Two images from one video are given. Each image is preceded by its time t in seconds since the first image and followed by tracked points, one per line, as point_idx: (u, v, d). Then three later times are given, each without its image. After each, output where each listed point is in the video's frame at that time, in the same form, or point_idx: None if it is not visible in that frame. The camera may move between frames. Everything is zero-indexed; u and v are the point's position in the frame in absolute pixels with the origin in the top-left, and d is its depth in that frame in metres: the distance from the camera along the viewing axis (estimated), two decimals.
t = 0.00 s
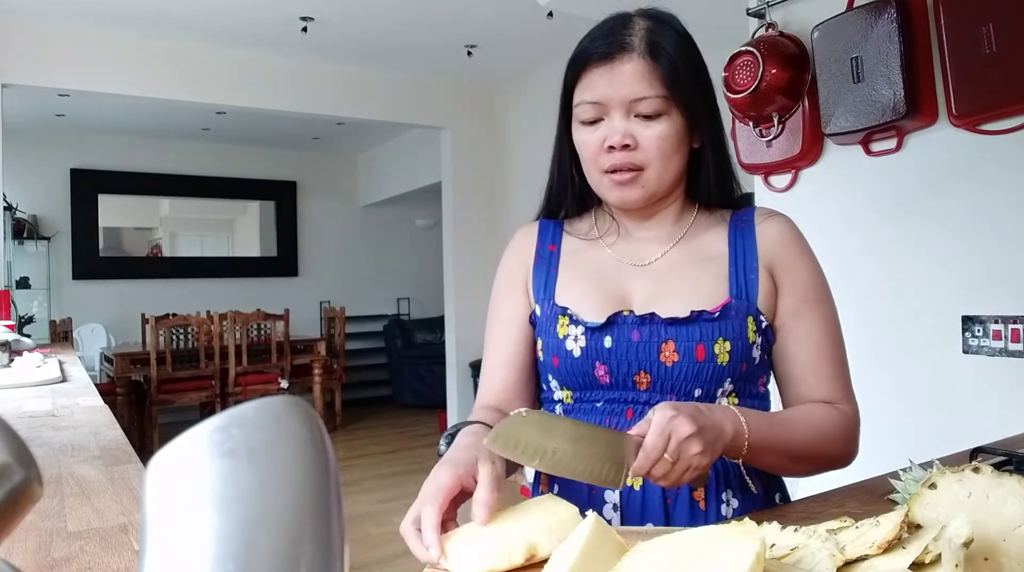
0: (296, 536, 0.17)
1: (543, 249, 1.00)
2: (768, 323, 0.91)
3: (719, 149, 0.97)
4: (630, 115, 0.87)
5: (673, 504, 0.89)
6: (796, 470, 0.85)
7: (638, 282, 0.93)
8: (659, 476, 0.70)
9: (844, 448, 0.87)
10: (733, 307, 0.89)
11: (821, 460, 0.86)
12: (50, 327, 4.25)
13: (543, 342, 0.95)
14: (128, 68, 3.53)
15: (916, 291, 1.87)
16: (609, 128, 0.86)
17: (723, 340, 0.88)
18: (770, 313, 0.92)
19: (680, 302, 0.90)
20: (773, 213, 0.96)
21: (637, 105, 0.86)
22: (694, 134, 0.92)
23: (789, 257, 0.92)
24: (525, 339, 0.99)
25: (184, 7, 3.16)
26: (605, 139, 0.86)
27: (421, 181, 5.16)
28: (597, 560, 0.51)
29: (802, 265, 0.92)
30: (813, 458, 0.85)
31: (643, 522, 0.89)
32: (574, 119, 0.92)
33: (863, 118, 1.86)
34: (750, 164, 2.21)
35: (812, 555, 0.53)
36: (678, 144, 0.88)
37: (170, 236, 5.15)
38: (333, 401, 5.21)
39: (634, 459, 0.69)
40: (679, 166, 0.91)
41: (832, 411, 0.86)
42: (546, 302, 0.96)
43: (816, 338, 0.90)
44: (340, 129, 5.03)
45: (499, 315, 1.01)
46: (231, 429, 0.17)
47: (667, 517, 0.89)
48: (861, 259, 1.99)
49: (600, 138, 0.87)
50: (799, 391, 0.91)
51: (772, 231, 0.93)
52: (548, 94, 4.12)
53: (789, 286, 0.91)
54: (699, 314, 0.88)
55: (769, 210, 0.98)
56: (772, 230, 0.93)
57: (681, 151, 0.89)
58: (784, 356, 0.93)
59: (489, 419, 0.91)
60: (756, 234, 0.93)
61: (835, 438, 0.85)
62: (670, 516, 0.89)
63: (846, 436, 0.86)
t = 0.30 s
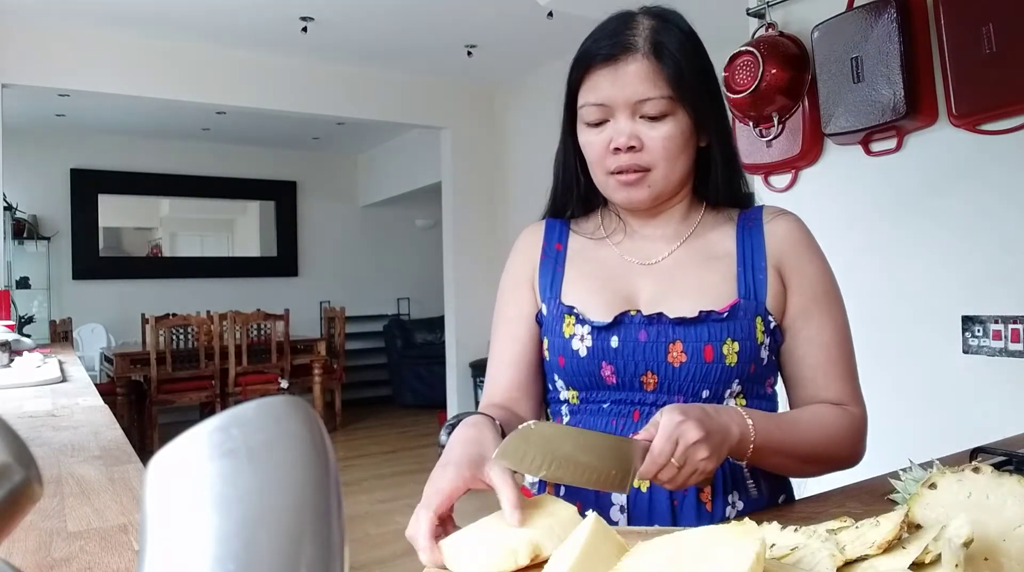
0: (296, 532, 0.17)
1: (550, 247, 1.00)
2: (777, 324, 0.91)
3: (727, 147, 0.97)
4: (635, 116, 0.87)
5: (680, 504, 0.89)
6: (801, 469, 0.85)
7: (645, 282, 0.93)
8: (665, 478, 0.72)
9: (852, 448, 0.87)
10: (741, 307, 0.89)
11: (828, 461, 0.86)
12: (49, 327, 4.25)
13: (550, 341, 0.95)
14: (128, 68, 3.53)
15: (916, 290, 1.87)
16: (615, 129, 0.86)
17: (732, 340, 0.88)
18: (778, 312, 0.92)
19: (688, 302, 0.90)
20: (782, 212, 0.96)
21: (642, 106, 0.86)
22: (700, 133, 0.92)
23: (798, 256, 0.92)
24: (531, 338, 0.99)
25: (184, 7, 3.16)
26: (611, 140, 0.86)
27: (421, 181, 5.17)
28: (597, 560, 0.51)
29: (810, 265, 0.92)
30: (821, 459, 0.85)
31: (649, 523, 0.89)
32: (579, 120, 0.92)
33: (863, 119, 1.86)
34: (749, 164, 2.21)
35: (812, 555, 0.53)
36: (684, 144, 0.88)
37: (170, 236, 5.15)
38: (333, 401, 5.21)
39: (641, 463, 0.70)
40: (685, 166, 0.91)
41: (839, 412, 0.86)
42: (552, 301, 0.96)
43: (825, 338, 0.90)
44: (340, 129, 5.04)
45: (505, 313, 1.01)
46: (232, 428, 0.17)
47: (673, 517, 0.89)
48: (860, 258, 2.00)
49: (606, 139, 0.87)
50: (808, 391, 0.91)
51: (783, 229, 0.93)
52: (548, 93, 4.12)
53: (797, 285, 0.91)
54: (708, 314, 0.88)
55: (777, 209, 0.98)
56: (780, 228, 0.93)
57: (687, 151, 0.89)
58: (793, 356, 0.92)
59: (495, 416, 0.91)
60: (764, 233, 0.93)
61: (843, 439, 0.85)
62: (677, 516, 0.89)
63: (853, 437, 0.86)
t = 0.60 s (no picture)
0: (294, 527, 0.17)
1: (556, 245, 1.00)
2: (784, 327, 0.92)
3: (736, 147, 0.97)
4: (646, 117, 0.86)
5: (687, 505, 0.89)
6: (812, 469, 0.85)
7: (653, 282, 0.93)
8: (680, 471, 0.71)
9: (859, 450, 0.87)
10: (751, 309, 0.89)
11: (836, 462, 0.86)
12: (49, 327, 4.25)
13: (556, 340, 0.95)
14: (128, 68, 3.53)
15: (916, 290, 1.87)
16: (625, 130, 0.86)
17: (741, 342, 0.88)
18: (786, 314, 0.92)
19: (697, 303, 0.90)
20: (789, 214, 0.96)
21: (654, 107, 0.86)
22: (711, 133, 0.92)
23: (805, 258, 0.92)
24: (537, 336, 0.99)
25: (184, 7, 3.16)
26: (622, 141, 0.87)
27: (421, 181, 5.17)
28: (598, 559, 0.51)
29: (817, 267, 0.92)
30: (829, 460, 0.85)
31: (656, 523, 0.89)
32: (588, 119, 0.92)
33: (863, 118, 1.86)
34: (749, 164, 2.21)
35: (812, 555, 0.53)
36: (695, 146, 0.88)
37: (170, 236, 5.15)
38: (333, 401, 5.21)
39: (657, 454, 0.69)
40: (694, 167, 0.91)
41: (848, 414, 0.86)
42: (559, 300, 0.96)
43: (832, 339, 0.90)
44: (340, 130, 5.04)
45: (509, 309, 1.01)
46: (231, 429, 0.17)
47: (680, 517, 0.90)
48: (860, 258, 2.00)
49: (616, 140, 0.87)
50: (814, 392, 0.91)
51: (791, 232, 0.93)
52: (548, 93, 4.12)
53: (805, 287, 0.92)
54: (718, 315, 0.88)
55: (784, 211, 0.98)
56: (789, 230, 0.93)
57: (697, 152, 0.89)
58: (799, 357, 0.92)
59: (502, 416, 0.91)
60: (773, 235, 0.93)
61: (851, 440, 0.85)
62: (684, 516, 0.89)
63: (862, 439, 0.86)
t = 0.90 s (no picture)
0: (294, 527, 0.17)
1: (557, 245, 1.00)
2: (785, 329, 0.92)
3: (741, 149, 0.97)
4: (653, 116, 0.86)
5: (687, 506, 0.90)
6: (810, 468, 0.85)
7: (654, 283, 0.93)
8: (672, 438, 0.71)
9: (860, 453, 0.87)
10: (752, 312, 0.89)
11: (837, 462, 0.85)
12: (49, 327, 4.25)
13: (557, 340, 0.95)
14: (129, 68, 3.53)
15: (916, 290, 1.87)
16: (631, 129, 0.86)
17: (742, 345, 0.88)
18: (788, 316, 0.92)
19: (699, 306, 0.90)
20: (793, 216, 0.96)
21: (660, 107, 0.86)
22: (717, 133, 0.92)
23: (808, 261, 0.92)
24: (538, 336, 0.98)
25: (184, 7, 3.16)
26: (627, 140, 0.86)
27: (421, 181, 5.17)
28: (598, 559, 0.51)
29: (820, 269, 0.92)
30: (829, 459, 0.84)
31: (657, 524, 0.89)
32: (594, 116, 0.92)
33: (863, 118, 1.86)
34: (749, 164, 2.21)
35: (812, 555, 0.53)
36: (700, 147, 0.88)
37: (170, 236, 5.15)
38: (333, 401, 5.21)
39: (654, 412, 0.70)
40: (699, 167, 0.91)
41: (850, 415, 0.86)
42: (560, 300, 0.96)
43: (835, 341, 0.90)
44: (340, 129, 5.04)
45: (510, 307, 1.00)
46: (232, 429, 0.17)
47: (680, 518, 0.90)
48: (861, 258, 2.00)
49: (621, 139, 0.87)
50: (816, 394, 0.91)
51: (793, 234, 0.93)
52: (547, 93, 4.12)
53: (808, 290, 0.92)
54: (719, 319, 0.88)
55: (788, 213, 0.98)
56: (792, 233, 0.93)
57: (702, 153, 0.89)
58: (802, 359, 0.92)
59: (501, 417, 0.91)
60: (776, 238, 0.93)
61: (853, 441, 0.85)
62: (684, 517, 0.90)
63: (863, 441, 0.86)
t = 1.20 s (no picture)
0: (295, 527, 0.17)
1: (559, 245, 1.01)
2: (784, 331, 0.92)
3: (741, 151, 0.97)
4: (651, 117, 0.86)
5: (685, 505, 0.90)
6: (801, 462, 0.85)
7: (655, 285, 0.93)
8: (655, 402, 0.73)
9: (857, 452, 0.87)
10: (751, 313, 0.89)
11: (827, 459, 0.85)
12: (49, 327, 4.25)
13: (558, 341, 0.95)
14: (129, 68, 3.53)
15: (916, 290, 1.87)
16: (629, 130, 0.86)
17: (741, 346, 0.88)
18: (787, 318, 0.92)
19: (699, 307, 0.90)
20: (794, 217, 0.96)
21: (658, 108, 0.86)
22: (716, 135, 0.92)
23: (808, 261, 0.92)
24: (539, 335, 0.98)
25: (183, 7, 3.16)
26: (625, 140, 0.86)
27: (421, 181, 5.17)
28: (597, 559, 0.51)
29: (819, 270, 0.92)
30: (819, 455, 0.84)
31: (655, 524, 0.89)
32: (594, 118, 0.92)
33: (863, 118, 1.86)
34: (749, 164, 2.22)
35: (812, 555, 0.53)
36: (699, 148, 0.88)
37: (170, 236, 5.15)
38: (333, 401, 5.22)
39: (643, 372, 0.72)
40: (698, 169, 0.91)
41: (847, 414, 0.86)
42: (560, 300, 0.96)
43: (835, 341, 0.90)
44: (340, 129, 5.04)
45: (512, 307, 1.01)
46: (232, 429, 0.17)
47: (679, 517, 0.90)
48: (860, 258, 2.00)
49: (619, 139, 0.87)
50: (814, 394, 0.91)
51: (794, 235, 0.93)
52: (548, 93, 4.12)
53: (808, 291, 0.91)
54: (718, 320, 0.89)
55: (788, 213, 0.98)
56: (792, 234, 0.93)
57: (701, 155, 0.89)
58: (801, 360, 0.92)
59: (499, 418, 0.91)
60: (775, 238, 0.93)
61: (846, 439, 0.85)
62: (683, 517, 0.90)
63: (859, 441, 0.86)
